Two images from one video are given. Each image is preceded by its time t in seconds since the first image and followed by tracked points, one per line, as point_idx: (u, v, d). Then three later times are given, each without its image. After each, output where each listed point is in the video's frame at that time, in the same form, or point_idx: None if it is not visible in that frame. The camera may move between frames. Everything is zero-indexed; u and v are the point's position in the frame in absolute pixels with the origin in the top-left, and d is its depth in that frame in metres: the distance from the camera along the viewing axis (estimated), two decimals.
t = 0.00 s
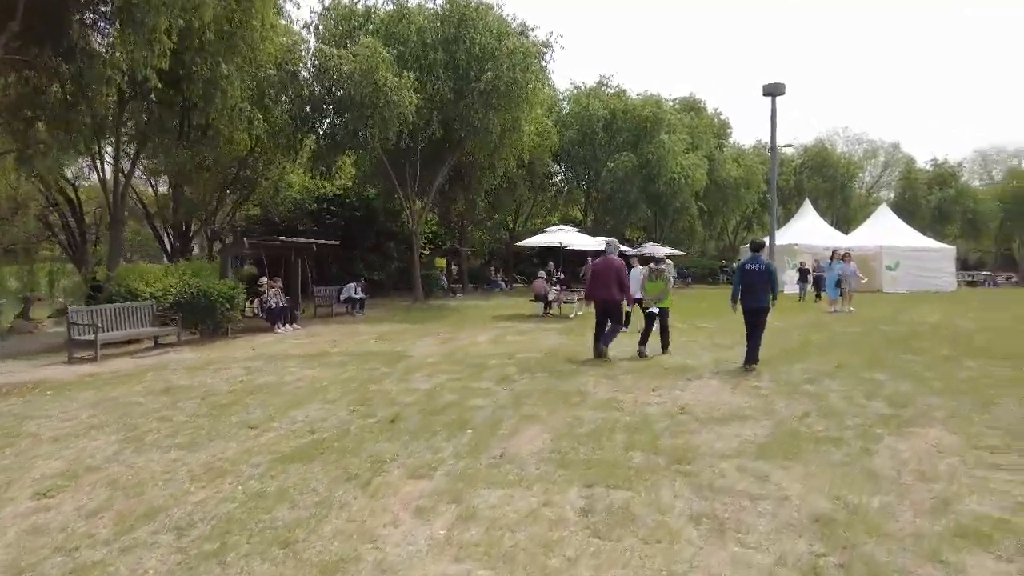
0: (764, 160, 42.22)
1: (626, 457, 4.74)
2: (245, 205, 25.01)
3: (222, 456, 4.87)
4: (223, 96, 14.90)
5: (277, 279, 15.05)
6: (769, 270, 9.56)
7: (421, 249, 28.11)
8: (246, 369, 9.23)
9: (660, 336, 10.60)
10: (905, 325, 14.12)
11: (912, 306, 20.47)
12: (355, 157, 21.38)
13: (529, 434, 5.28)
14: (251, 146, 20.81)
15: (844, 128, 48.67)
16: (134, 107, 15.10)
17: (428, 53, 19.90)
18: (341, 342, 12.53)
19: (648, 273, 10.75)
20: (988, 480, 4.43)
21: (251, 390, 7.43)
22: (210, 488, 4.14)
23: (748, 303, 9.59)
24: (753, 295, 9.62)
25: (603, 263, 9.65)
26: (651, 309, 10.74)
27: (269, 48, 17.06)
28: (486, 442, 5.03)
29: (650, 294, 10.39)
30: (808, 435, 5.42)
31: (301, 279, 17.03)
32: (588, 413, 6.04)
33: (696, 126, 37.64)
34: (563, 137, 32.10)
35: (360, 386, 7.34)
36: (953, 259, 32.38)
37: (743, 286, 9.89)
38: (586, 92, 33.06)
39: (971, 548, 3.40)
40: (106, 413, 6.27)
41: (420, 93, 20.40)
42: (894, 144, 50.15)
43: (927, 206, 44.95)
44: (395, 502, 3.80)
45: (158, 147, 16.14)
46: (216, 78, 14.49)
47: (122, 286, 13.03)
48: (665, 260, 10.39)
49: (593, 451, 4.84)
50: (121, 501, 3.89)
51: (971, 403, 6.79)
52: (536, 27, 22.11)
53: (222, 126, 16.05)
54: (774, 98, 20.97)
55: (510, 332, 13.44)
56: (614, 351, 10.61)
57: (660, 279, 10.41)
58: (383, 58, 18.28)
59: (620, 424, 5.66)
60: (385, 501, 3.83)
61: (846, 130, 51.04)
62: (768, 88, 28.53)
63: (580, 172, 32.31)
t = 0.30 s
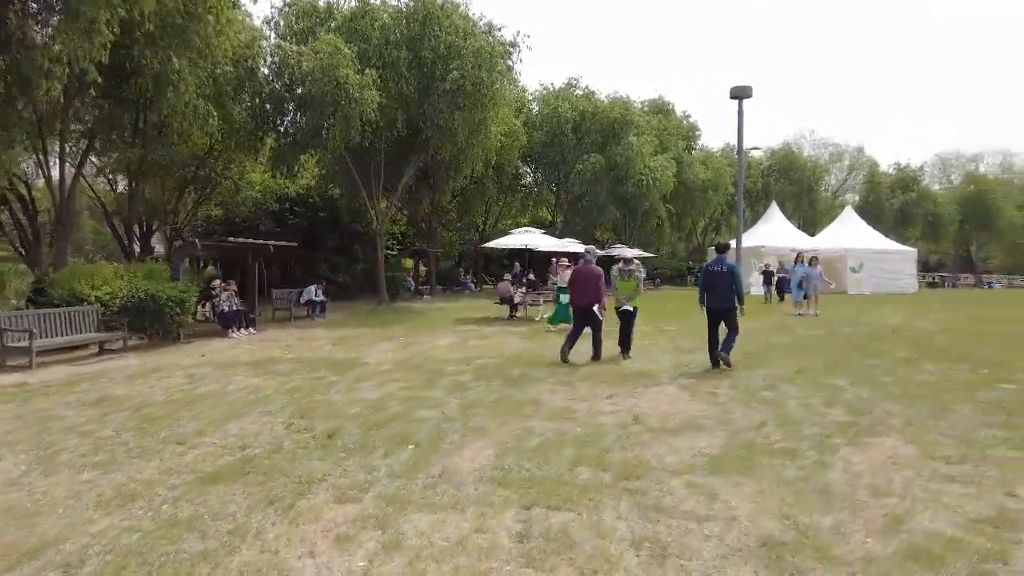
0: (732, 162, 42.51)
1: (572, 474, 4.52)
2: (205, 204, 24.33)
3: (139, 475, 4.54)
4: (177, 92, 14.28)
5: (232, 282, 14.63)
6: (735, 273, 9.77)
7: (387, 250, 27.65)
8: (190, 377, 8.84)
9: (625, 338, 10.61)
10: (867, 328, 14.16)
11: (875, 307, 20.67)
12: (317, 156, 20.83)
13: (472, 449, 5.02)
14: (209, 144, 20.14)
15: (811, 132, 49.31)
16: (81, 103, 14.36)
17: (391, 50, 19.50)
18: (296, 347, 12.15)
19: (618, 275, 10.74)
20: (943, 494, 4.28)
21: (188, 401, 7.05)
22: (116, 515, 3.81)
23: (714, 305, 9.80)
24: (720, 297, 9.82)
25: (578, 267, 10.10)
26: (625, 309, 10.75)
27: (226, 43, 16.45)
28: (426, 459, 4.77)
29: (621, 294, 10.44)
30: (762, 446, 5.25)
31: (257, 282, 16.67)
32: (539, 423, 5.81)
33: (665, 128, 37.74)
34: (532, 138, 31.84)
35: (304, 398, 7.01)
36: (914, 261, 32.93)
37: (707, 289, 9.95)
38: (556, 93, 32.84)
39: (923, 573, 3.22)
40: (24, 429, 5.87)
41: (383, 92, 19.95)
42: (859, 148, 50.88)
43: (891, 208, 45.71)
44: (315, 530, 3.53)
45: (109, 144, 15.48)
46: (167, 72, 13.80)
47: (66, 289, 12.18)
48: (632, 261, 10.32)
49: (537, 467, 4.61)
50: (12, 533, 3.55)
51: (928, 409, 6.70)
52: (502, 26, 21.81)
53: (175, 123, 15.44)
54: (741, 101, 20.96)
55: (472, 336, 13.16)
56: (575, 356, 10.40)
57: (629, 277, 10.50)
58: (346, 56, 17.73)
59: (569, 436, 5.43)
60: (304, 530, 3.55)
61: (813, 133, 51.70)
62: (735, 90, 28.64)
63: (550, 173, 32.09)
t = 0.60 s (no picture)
0: (702, 163, 42.71)
1: (512, 480, 4.23)
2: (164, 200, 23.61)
3: (39, 486, 4.15)
4: (123, 81, 13.67)
5: (183, 281, 14.10)
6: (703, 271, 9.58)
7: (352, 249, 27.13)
8: (127, 379, 8.38)
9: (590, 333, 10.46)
10: (832, 328, 14.09)
11: (840, 306, 20.75)
12: (279, 152, 20.21)
13: (410, 454, 4.72)
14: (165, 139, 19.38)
15: (779, 133, 49.75)
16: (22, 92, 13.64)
17: (353, 43, 19.08)
18: (248, 348, 11.69)
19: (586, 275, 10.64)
20: (901, 497, 4.07)
21: (116, 405, 6.62)
22: None
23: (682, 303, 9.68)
24: (688, 296, 9.70)
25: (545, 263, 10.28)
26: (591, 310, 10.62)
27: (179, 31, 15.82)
28: (359, 466, 4.45)
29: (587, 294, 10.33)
30: (717, 448, 5.01)
31: (211, 283, 16.19)
32: (485, 426, 5.51)
33: (635, 128, 37.75)
34: (502, 136, 31.45)
35: (242, 402, 6.62)
36: (879, 262, 33.37)
37: (676, 288, 9.77)
38: (525, 91, 32.56)
39: None
40: None
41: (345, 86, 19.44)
42: (826, 149, 51.48)
43: (857, 208, 46.31)
44: (217, 549, 3.21)
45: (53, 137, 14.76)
46: (112, 60, 13.18)
47: (1, 287, 11.60)
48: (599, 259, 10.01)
49: (476, 474, 4.31)
50: None
51: (889, 408, 6.54)
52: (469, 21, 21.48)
53: (125, 115, 14.75)
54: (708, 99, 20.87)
55: (433, 336, 12.82)
56: (535, 355, 10.12)
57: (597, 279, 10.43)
58: (305, 47, 17.17)
59: (516, 439, 5.14)
60: (206, 548, 3.23)
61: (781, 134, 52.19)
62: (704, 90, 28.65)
63: (519, 172, 31.79)
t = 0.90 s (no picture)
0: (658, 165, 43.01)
1: (434, 502, 3.94)
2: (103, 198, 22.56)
3: None
4: (46, 69, 12.80)
5: (114, 282, 13.39)
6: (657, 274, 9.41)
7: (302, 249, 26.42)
8: (39, 389, 7.82)
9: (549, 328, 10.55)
10: (782, 329, 14.14)
11: (791, 307, 20.99)
12: (223, 148, 19.33)
13: (327, 474, 4.38)
14: (102, 134, 18.11)
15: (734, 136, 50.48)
16: None
17: (301, 37, 18.36)
18: (181, 354, 11.13)
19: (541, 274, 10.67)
20: (839, 512, 3.91)
21: (16, 419, 6.10)
22: None
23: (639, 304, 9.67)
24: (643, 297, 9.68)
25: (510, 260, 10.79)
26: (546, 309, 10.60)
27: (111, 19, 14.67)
28: (267, 489, 4.10)
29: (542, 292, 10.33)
30: (655, 460, 4.79)
31: (148, 283, 15.42)
32: (415, 440, 5.18)
33: (591, 129, 37.74)
34: (457, 135, 30.95)
35: (157, 415, 6.17)
36: (829, 263, 34.03)
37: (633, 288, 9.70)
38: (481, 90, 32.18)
39: None
40: None
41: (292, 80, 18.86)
42: (779, 153, 52.41)
43: (808, 211, 47.26)
44: None
45: None
46: (35, 47, 12.35)
47: None
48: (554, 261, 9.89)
49: (394, 496, 4.00)
50: None
51: (833, 413, 6.44)
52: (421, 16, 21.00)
53: (51, 107, 13.71)
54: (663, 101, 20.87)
55: (378, 340, 12.42)
56: (481, 360, 9.81)
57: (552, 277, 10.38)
58: (248, 40, 16.35)
59: (445, 454, 4.84)
60: None
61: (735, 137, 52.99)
62: (659, 93, 28.76)
63: (476, 172, 31.41)
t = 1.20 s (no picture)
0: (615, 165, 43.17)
1: (343, 520, 3.59)
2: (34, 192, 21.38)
3: None
4: None
5: (36, 281, 12.61)
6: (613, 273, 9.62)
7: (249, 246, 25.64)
8: None
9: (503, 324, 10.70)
10: (732, 328, 14.12)
11: (743, 306, 21.15)
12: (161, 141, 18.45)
13: (230, 488, 3.98)
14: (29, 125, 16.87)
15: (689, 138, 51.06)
16: None
17: (244, 26, 17.59)
18: (106, 356, 10.49)
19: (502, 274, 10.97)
20: (778, 521, 3.68)
21: None
22: None
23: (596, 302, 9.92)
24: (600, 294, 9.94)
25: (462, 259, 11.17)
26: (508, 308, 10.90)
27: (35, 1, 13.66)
28: (158, 507, 3.69)
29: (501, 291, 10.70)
30: (590, 466, 4.52)
31: (77, 281, 14.56)
32: (335, 449, 4.82)
33: (549, 129, 37.59)
34: (411, 131, 30.40)
35: (56, 424, 5.66)
36: (780, 263, 34.53)
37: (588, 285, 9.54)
38: (436, 86, 31.67)
39: None
40: None
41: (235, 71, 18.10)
42: (733, 154, 53.17)
43: (761, 212, 48.08)
44: None
45: None
46: None
47: None
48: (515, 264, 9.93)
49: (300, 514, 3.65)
50: None
51: (778, 414, 6.28)
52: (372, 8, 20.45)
53: None
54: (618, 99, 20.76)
55: (320, 341, 11.95)
56: (423, 361, 9.46)
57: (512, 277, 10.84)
58: (185, 26, 15.52)
59: (366, 465, 4.48)
60: None
61: (691, 139, 53.61)
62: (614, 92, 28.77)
63: (431, 169, 30.92)
